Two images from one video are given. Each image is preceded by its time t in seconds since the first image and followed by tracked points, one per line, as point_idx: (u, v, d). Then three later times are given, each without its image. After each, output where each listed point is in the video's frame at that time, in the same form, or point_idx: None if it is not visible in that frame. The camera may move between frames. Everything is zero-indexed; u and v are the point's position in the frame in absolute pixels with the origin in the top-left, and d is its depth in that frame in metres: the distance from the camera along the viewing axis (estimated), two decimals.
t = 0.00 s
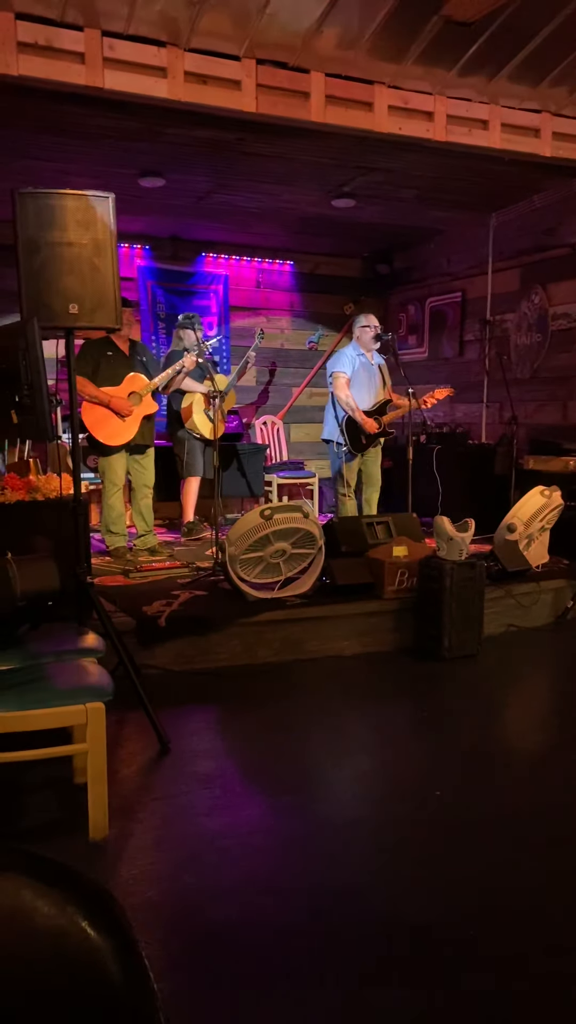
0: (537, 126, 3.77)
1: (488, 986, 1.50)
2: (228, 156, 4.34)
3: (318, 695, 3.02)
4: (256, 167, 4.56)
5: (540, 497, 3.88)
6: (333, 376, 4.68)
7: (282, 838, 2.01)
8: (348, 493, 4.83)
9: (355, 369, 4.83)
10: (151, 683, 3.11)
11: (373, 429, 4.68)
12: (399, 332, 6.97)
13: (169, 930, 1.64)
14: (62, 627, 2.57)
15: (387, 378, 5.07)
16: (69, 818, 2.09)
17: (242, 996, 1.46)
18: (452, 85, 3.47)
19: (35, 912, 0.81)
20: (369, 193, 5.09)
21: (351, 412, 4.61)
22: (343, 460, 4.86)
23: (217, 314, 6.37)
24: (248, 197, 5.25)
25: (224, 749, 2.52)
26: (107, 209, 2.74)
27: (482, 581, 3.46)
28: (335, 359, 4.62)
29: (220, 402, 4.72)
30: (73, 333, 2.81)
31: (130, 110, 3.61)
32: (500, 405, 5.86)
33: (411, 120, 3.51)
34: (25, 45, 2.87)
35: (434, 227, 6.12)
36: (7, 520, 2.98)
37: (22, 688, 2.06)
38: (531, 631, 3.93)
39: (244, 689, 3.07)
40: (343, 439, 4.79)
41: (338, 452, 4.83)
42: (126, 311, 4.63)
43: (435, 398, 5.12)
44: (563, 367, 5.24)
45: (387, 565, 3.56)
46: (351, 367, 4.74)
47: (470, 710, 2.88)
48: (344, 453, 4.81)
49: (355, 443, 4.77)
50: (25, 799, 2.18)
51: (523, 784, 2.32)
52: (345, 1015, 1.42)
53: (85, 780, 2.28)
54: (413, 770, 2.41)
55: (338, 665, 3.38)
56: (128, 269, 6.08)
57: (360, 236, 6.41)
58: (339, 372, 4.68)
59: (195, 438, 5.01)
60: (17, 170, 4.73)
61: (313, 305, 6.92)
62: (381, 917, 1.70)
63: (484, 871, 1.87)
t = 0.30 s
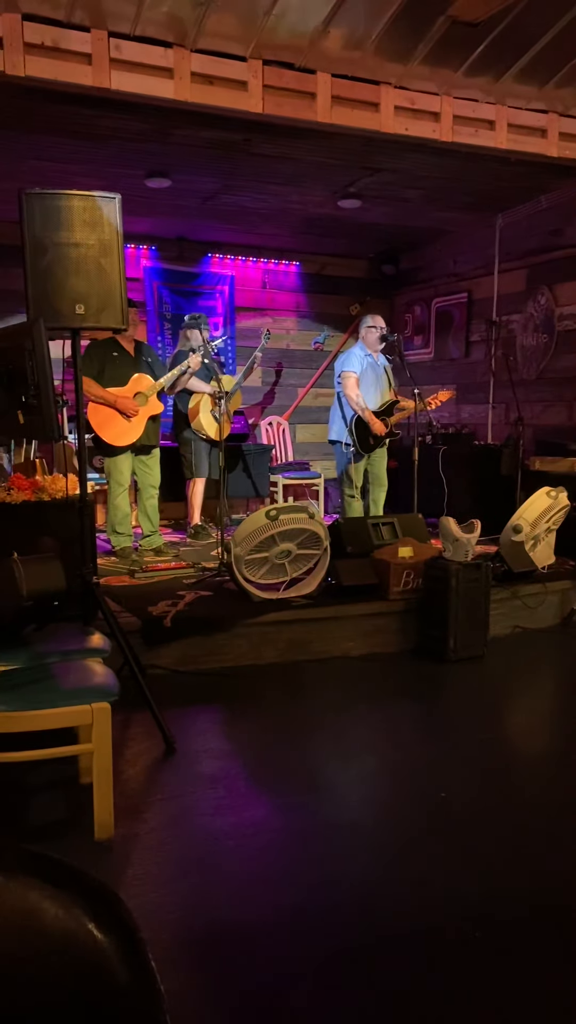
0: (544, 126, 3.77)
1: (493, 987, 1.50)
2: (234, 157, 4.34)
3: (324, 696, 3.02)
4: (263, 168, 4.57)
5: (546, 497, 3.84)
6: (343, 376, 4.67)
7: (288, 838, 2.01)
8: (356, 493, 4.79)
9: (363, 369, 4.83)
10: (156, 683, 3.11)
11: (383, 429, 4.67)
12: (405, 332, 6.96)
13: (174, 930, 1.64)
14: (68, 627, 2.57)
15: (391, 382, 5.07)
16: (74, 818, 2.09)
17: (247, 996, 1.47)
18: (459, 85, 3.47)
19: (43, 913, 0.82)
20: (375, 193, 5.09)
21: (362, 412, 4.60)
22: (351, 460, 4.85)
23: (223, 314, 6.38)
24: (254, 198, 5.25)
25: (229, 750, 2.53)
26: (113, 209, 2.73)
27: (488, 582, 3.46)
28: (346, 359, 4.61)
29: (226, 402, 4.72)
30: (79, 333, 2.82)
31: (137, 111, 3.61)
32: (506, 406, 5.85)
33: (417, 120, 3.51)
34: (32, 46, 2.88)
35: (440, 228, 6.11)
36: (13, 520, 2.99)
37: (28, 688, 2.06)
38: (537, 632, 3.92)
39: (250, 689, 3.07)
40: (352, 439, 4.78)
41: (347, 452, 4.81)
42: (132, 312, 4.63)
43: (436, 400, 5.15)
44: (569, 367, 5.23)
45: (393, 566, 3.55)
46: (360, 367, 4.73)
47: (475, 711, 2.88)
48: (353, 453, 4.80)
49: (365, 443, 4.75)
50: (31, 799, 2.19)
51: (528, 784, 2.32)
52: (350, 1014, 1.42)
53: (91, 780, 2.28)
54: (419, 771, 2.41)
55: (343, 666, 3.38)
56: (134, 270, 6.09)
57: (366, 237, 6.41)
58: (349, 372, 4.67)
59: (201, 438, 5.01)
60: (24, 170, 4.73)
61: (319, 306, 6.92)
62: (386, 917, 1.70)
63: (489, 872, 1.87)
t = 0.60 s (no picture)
0: (552, 126, 3.76)
1: (500, 989, 1.49)
2: (241, 156, 4.35)
3: (330, 695, 3.02)
4: (270, 168, 4.57)
5: (554, 498, 3.86)
6: (348, 376, 4.66)
7: (293, 838, 2.01)
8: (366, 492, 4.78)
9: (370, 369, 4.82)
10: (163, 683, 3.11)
11: (392, 428, 4.66)
12: (412, 332, 6.95)
13: (179, 930, 1.64)
14: (75, 626, 2.57)
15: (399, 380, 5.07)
16: (80, 817, 2.09)
17: (251, 996, 1.46)
18: (467, 84, 3.46)
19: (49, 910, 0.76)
20: (382, 192, 5.07)
21: (370, 412, 4.59)
22: (361, 460, 4.83)
23: (230, 314, 6.38)
24: (261, 197, 5.25)
25: (235, 749, 2.52)
26: (120, 209, 2.74)
27: (495, 581, 3.45)
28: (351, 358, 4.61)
29: (233, 401, 4.71)
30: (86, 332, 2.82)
31: (144, 111, 3.61)
32: (514, 406, 5.83)
33: (425, 119, 3.50)
34: (39, 46, 2.88)
35: (447, 227, 6.10)
36: (19, 519, 2.99)
37: (35, 688, 2.06)
38: (543, 633, 3.91)
39: (256, 689, 3.06)
40: (362, 439, 4.77)
41: (357, 452, 4.80)
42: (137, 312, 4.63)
43: (447, 393, 5.13)
44: None
45: (399, 565, 3.51)
46: (366, 367, 4.72)
47: (482, 711, 2.87)
48: (363, 453, 4.79)
49: (373, 443, 4.74)
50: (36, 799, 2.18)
51: (535, 785, 2.32)
52: (356, 1014, 1.42)
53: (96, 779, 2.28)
54: (424, 771, 2.40)
55: (349, 666, 3.38)
56: (141, 270, 6.07)
57: (373, 236, 6.40)
58: (354, 372, 4.67)
59: (207, 437, 5.01)
60: (31, 170, 4.74)
61: (326, 305, 6.91)
62: (391, 918, 1.69)
63: (496, 873, 1.86)
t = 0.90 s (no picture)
0: (558, 125, 3.76)
1: (505, 990, 1.48)
2: (246, 156, 4.35)
3: (334, 695, 3.01)
4: (275, 167, 4.57)
5: (559, 498, 3.87)
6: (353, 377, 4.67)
7: (297, 838, 2.00)
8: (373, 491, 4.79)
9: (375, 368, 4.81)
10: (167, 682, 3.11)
11: (399, 428, 4.66)
12: (416, 332, 6.95)
13: (183, 931, 1.64)
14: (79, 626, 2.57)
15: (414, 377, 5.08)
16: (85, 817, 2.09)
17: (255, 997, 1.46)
18: (472, 83, 3.45)
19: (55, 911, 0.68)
20: (387, 192, 5.07)
21: (376, 411, 4.59)
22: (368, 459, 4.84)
23: (234, 313, 6.38)
24: (266, 197, 5.25)
25: (239, 749, 2.52)
26: (125, 208, 2.75)
27: (500, 581, 3.45)
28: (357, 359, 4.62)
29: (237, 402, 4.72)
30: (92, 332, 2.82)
31: (149, 110, 3.61)
32: (519, 406, 5.83)
33: (430, 119, 3.50)
34: (45, 46, 2.88)
35: (452, 227, 6.10)
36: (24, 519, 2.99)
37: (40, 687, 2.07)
38: (548, 633, 3.91)
39: (261, 689, 3.06)
40: (370, 438, 4.76)
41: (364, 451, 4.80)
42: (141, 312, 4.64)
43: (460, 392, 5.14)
44: None
45: (404, 565, 3.51)
46: (372, 367, 4.72)
47: (487, 712, 2.87)
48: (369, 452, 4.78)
49: (381, 442, 4.74)
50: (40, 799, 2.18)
51: (539, 785, 2.31)
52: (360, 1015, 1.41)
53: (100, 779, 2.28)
54: (429, 771, 2.40)
55: (354, 666, 3.37)
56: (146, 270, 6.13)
57: (378, 236, 6.39)
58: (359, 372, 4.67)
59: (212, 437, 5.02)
60: (36, 170, 4.75)
61: (331, 305, 6.91)
62: (396, 918, 1.69)
63: (501, 874, 1.86)
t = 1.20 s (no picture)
0: (563, 124, 3.76)
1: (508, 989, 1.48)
2: (251, 156, 4.36)
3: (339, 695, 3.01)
4: (279, 168, 4.58)
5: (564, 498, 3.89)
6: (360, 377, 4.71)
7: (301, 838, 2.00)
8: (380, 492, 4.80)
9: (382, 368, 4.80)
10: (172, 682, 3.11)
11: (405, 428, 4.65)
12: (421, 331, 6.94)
13: (187, 930, 1.64)
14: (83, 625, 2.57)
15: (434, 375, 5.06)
16: (90, 816, 2.09)
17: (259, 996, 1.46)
18: (476, 83, 3.44)
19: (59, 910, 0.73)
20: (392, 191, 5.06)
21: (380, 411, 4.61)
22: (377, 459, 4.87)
23: (238, 313, 6.38)
24: (271, 197, 5.25)
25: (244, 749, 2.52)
26: (130, 209, 2.76)
27: (505, 581, 3.45)
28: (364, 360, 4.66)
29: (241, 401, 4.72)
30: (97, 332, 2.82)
31: (154, 110, 3.61)
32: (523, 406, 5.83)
33: (435, 118, 3.49)
34: (50, 46, 2.88)
35: (457, 226, 6.09)
36: (29, 519, 3.00)
37: (45, 685, 2.07)
38: (553, 633, 3.90)
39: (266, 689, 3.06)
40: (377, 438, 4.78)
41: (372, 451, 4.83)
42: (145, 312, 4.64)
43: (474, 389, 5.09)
44: None
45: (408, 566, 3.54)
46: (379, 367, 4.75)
47: (492, 712, 2.87)
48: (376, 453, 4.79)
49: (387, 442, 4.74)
50: (46, 798, 2.18)
51: (544, 785, 2.31)
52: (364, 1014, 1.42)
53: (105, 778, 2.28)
54: (433, 770, 2.40)
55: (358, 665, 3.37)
56: (151, 270, 6.15)
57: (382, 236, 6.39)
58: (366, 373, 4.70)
59: (217, 437, 5.03)
60: (41, 170, 4.76)
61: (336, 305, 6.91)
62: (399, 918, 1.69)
63: (505, 873, 1.86)
